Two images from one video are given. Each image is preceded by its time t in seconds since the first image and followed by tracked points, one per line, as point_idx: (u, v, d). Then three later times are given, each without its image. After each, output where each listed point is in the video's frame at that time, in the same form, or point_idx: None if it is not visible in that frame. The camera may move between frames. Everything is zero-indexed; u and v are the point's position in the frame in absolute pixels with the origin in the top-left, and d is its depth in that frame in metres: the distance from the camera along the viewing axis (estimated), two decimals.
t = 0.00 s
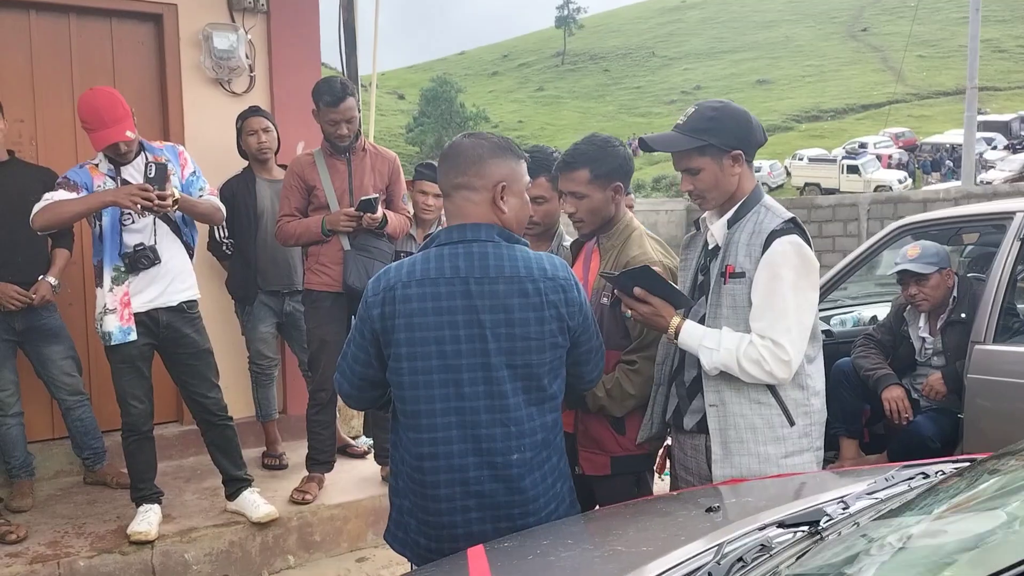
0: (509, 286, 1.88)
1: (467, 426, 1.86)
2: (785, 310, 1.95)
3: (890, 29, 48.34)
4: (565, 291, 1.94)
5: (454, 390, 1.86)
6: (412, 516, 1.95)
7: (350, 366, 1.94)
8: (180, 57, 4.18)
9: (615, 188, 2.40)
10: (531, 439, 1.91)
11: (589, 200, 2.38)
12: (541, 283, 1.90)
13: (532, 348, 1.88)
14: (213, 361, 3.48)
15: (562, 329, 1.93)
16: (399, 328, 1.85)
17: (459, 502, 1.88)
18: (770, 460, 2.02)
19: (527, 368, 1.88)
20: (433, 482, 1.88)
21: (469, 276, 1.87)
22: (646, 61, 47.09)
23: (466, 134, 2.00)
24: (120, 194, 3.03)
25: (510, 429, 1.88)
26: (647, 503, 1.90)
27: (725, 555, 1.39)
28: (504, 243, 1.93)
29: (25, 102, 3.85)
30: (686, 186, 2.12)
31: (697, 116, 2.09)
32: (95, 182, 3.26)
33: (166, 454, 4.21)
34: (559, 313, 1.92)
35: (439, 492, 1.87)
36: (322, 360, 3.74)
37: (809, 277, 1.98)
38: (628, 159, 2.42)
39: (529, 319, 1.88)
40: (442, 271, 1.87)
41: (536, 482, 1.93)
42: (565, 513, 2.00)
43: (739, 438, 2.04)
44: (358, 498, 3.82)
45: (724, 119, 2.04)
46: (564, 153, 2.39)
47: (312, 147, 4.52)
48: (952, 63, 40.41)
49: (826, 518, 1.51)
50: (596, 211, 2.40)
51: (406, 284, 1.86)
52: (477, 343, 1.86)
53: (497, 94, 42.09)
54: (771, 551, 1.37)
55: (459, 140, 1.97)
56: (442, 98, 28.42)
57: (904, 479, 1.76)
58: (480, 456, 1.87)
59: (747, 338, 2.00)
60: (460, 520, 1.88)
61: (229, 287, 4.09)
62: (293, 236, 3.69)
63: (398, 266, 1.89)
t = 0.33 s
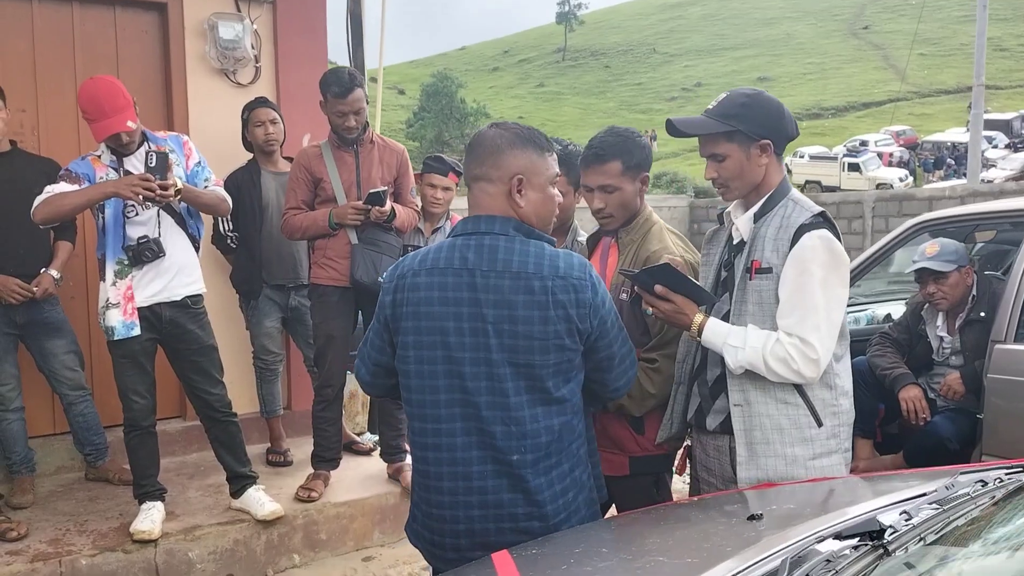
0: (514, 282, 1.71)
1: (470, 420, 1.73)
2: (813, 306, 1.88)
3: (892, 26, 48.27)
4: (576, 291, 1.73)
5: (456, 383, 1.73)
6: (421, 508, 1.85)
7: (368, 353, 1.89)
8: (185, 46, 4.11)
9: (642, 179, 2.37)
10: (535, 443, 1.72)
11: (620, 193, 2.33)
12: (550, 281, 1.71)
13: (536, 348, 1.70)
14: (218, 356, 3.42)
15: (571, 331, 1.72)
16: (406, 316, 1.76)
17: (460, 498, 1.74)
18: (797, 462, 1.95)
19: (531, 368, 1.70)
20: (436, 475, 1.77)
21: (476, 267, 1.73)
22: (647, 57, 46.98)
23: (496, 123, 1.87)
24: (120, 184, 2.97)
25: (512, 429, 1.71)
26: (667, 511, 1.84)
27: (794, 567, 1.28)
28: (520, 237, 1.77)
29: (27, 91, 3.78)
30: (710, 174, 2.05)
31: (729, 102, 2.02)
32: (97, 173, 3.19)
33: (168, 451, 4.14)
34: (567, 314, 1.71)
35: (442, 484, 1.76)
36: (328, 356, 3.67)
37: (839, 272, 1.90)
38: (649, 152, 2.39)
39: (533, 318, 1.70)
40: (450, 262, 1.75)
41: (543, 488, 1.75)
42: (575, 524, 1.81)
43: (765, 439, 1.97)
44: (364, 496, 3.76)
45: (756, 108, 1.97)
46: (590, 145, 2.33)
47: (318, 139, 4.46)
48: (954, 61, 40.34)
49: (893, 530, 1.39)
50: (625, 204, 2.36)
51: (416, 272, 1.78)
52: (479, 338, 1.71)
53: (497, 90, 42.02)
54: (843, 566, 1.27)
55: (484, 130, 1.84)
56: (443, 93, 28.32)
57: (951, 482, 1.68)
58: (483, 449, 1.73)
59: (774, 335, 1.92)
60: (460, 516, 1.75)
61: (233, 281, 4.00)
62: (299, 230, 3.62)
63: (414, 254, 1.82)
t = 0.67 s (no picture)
0: (530, 272, 1.63)
1: (485, 413, 1.66)
2: (843, 298, 1.83)
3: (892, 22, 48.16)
4: (594, 282, 1.64)
5: (471, 375, 1.66)
6: (437, 503, 1.79)
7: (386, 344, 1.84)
8: (188, 32, 4.04)
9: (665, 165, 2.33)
10: (551, 437, 1.65)
11: (654, 180, 2.27)
12: (567, 271, 1.63)
13: (552, 340, 1.62)
14: (222, 347, 3.36)
15: (588, 323, 1.63)
16: (421, 306, 1.70)
17: (475, 492, 1.68)
18: (822, 458, 1.90)
19: (547, 360, 1.63)
20: (451, 469, 1.71)
21: (492, 257, 1.65)
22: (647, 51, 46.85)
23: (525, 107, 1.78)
24: (125, 170, 2.92)
25: (528, 422, 1.63)
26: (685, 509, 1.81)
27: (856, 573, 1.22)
28: (538, 226, 1.68)
29: (28, 76, 3.72)
30: (739, 163, 2.00)
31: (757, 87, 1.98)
32: (100, 160, 3.13)
33: (170, 442, 4.09)
34: (585, 305, 1.63)
35: (456, 478, 1.70)
36: (333, 348, 3.61)
37: (869, 263, 1.86)
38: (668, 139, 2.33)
39: (549, 309, 1.62)
40: (466, 251, 1.68)
41: (560, 483, 1.67)
42: (594, 521, 1.74)
43: (790, 435, 1.92)
44: (370, 490, 3.71)
45: (787, 93, 1.93)
46: (620, 129, 2.27)
47: (323, 128, 4.39)
48: (954, 57, 40.27)
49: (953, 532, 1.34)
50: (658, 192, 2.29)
51: (431, 262, 1.71)
52: (494, 329, 1.63)
53: (497, 82, 41.86)
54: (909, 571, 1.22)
55: (514, 113, 1.75)
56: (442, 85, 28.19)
57: (987, 492, 1.65)
58: (497, 442, 1.66)
59: (802, 328, 1.88)
60: (475, 511, 1.69)
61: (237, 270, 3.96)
62: (305, 219, 3.56)
63: (431, 243, 1.75)
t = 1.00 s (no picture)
0: (565, 258, 1.58)
1: (515, 404, 1.62)
2: (877, 286, 1.79)
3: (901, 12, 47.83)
4: (630, 269, 1.59)
5: (501, 365, 1.61)
6: (463, 495, 1.75)
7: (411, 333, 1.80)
8: (199, 14, 3.98)
9: (685, 159, 2.25)
10: (583, 428, 1.61)
11: (663, 175, 2.22)
12: (602, 258, 1.58)
13: (587, 328, 1.57)
14: (234, 334, 3.32)
15: (623, 311, 1.59)
16: (449, 295, 1.66)
17: (504, 485, 1.64)
18: (854, 451, 1.86)
19: (581, 350, 1.58)
20: (479, 461, 1.67)
21: (524, 244, 1.60)
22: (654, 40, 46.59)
23: (551, 90, 1.72)
24: (136, 152, 2.88)
25: (560, 414, 1.59)
26: (713, 502, 1.77)
27: None
28: (570, 212, 1.63)
29: (37, 58, 3.67)
30: (774, 148, 1.96)
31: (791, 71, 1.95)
32: (111, 142, 3.08)
33: (180, 429, 4.05)
34: (620, 292, 1.58)
35: (484, 470, 1.66)
36: (345, 336, 3.57)
37: (906, 252, 1.80)
38: (693, 126, 2.25)
39: (584, 296, 1.57)
40: (497, 237, 1.63)
41: (592, 475, 1.64)
42: (623, 513, 1.71)
43: (821, 427, 1.88)
44: (382, 479, 3.66)
45: (824, 76, 1.90)
46: (632, 125, 2.22)
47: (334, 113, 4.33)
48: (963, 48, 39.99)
49: None
50: (668, 185, 2.24)
51: (459, 249, 1.66)
52: (526, 317, 1.59)
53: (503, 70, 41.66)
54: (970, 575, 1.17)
55: (548, 94, 1.69)
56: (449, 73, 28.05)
57: None
58: (528, 434, 1.62)
59: (834, 316, 1.83)
60: (504, 503, 1.65)
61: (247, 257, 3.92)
62: (317, 206, 3.51)
63: (458, 229, 1.70)
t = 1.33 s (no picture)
0: (610, 247, 1.51)
1: (554, 399, 1.56)
2: (930, 276, 1.70)
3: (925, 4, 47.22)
4: (677, 258, 1.52)
5: (540, 359, 1.55)
6: (498, 493, 1.69)
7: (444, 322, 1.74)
8: None
9: (722, 146, 2.14)
10: (625, 424, 1.55)
11: (697, 164, 2.12)
12: (649, 247, 1.51)
13: (632, 320, 1.51)
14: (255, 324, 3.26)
15: (671, 302, 1.52)
16: (486, 284, 1.59)
17: (542, 483, 1.58)
18: (906, 451, 1.78)
19: (625, 343, 1.52)
20: (516, 459, 1.61)
21: (565, 231, 1.53)
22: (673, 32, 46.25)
23: (588, 70, 1.64)
24: (158, 138, 2.82)
25: (602, 409, 1.53)
26: (758, 503, 1.69)
27: None
28: (613, 197, 1.56)
29: (57, 42, 3.62)
30: (822, 134, 1.87)
31: (840, 51, 1.85)
32: (130, 128, 3.02)
33: (199, 419, 4.02)
34: (667, 282, 1.51)
35: (521, 468, 1.60)
36: (364, 326, 3.50)
37: (962, 241, 1.71)
38: (733, 110, 2.14)
39: (630, 287, 1.50)
40: (536, 224, 1.55)
41: (634, 473, 1.58)
42: (666, 513, 1.65)
43: (871, 426, 1.80)
44: (403, 472, 3.60)
45: (876, 55, 1.81)
46: (664, 113, 2.12)
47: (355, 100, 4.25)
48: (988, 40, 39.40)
49: None
50: (704, 175, 2.15)
51: (497, 236, 1.59)
52: (568, 309, 1.52)
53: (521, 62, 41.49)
54: None
55: (585, 74, 1.61)
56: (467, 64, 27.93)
57: None
58: (567, 431, 1.56)
59: (884, 308, 1.75)
60: (542, 503, 1.59)
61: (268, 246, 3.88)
62: (335, 195, 3.42)
63: (494, 215, 1.63)
